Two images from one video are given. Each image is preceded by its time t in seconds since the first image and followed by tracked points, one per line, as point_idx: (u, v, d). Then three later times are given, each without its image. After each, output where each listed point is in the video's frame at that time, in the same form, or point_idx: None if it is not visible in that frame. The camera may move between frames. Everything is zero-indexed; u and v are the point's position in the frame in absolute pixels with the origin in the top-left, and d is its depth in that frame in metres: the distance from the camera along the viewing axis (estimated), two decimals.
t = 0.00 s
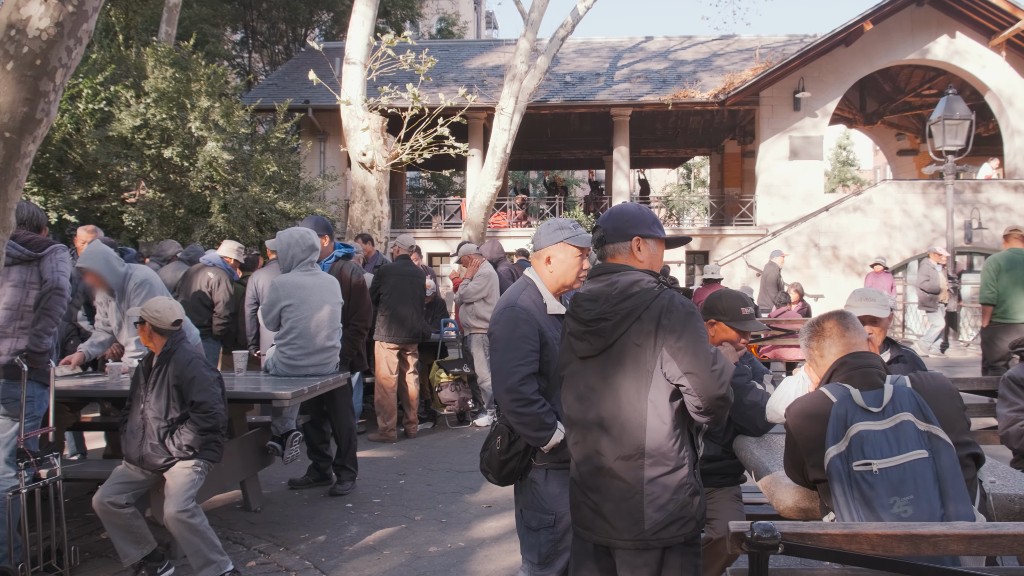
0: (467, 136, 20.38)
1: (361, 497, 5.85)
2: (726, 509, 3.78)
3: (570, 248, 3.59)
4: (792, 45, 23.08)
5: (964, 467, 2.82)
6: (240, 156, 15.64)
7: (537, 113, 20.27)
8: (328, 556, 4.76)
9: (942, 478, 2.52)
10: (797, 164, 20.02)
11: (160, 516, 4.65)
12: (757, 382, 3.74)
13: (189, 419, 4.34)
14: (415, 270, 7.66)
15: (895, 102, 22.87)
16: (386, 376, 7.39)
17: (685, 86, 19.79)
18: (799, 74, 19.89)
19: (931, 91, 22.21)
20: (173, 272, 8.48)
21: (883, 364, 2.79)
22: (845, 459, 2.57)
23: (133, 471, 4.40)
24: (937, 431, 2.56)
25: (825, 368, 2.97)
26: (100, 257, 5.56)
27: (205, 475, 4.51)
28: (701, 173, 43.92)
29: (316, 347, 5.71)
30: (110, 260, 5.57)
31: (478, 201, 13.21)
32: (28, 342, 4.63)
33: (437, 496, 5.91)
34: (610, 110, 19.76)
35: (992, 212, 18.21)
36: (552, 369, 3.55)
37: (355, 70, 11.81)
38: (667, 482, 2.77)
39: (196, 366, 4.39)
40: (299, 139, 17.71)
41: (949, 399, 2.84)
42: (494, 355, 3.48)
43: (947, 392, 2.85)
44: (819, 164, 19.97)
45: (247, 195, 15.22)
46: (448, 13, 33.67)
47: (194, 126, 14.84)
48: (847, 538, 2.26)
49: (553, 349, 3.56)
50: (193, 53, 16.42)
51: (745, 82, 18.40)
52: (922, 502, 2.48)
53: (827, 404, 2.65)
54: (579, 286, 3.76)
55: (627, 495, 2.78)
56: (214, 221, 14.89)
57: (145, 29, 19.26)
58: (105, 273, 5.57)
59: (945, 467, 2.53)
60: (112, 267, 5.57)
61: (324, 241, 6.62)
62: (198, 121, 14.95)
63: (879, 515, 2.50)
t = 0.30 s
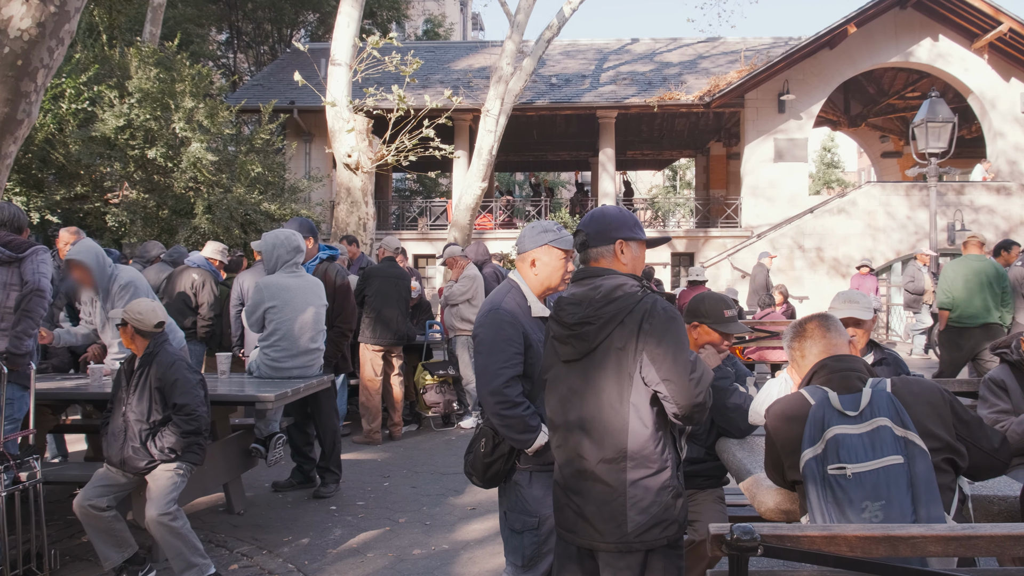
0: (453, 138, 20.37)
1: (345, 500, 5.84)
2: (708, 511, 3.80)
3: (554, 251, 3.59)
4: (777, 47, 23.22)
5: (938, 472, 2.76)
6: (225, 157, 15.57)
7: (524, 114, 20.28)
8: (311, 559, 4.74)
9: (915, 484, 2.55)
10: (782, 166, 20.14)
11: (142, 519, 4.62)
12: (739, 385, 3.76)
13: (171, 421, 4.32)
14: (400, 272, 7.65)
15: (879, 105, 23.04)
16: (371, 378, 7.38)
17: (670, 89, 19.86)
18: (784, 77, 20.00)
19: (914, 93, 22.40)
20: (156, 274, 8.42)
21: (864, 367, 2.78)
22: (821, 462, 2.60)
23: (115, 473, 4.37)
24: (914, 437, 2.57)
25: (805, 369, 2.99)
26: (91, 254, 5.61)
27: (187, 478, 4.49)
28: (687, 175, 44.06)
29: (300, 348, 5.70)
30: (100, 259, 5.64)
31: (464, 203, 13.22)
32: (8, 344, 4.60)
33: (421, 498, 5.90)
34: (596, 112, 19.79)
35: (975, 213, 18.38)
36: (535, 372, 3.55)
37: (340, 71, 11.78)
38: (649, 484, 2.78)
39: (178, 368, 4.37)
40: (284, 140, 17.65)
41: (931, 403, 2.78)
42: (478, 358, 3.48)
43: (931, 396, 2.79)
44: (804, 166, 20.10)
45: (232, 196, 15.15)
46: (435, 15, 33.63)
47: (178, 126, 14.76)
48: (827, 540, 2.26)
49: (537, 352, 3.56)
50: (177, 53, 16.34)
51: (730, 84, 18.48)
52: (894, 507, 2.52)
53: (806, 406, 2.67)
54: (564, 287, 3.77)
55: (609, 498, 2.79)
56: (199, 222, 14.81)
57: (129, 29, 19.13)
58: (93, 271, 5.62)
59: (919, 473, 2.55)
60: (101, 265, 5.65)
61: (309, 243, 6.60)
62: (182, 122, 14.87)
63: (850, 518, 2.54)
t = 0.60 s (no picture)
0: (439, 140, 20.36)
1: (330, 502, 5.82)
2: (692, 511, 3.83)
3: (538, 252, 3.60)
4: (763, 50, 23.35)
5: (922, 479, 2.69)
6: (210, 158, 15.49)
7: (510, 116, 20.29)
8: (296, 561, 4.72)
9: (897, 490, 2.56)
10: (768, 168, 20.26)
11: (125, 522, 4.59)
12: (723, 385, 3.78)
13: (155, 424, 4.29)
14: (386, 274, 7.64)
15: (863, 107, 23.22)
16: (356, 381, 7.38)
17: (656, 91, 19.94)
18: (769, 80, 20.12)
19: (898, 97, 22.59)
20: (141, 276, 8.37)
21: (861, 372, 2.77)
22: (805, 462, 2.62)
23: (98, 476, 4.34)
24: (902, 445, 2.57)
25: (804, 369, 3.01)
26: (78, 255, 5.56)
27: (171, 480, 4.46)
28: (673, 177, 44.21)
29: (285, 351, 5.69)
30: (87, 260, 5.58)
31: (451, 205, 13.22)
32: None
33: (406, 500, 5.90)
34: (582, 115, 19.84)
35: (959, 216, 18.55)
36: (520, 374, 3.56)
37: (326, 73, 11.76)
38: (632, 485, 2.79)
39: (162, 371, 4.34)
40: (269, 142, 17.59)
41: (930, 414, 2.71)
42: (464, 359, 3.48)
43: (934, 409, 2.71)
44: (789, 169, 20.23)
45: (217, 198, 15.08)
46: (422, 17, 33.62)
47: (163, 128, 14.69)
48: (806, 540, 2.27)
49: (522, 354, 3.56)
50: (161, 54, 16.26)
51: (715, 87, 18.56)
52: (873, 510, 2.55)
53: (798, 406, 2.68)
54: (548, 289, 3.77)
55: (593, 500, 2.80)
56: (184, 224, 14.72)
57: (112, 29, 19.01)
58: (79, 271, 5.57)
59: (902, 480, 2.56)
60: (87, 265, 5.60)
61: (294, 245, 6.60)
62: (167, 123, 14.80)
63: (829, 518, 2.58)
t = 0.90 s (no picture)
0: (426, 142, 20.35)
1: (316, 505, 5.81)
2: (676, 512, 3.85)
3: (522, 254, 3.61)
4: (749, 53, 23.47)
5: (914, 481, 2.68)
6: (195, 160, 15.42)
7: (497, 118, 20.29)
8: (281, 564, 4.71)
9: (889, 492, 2.57)
10: (754, 170, 20.37)
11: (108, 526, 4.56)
12: (709, 386, 3.80)
13: (139, 428, 4.26)
14: (372, 276, 7.62)
15: (849, 110, 23.40)
16: (342, 383, 7.33)
17: (643, 93, 20.01)
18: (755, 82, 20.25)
19: (883, 99, 22.78)
20: (125, 279, 8.33)
21: (855, 376, 2.78)
22: (797, 463, 2.62)
23: (81, 480, 4.31)
24: (895, 448, 2.58)
25: (796, 372, 3.02)
26: (61, 257, 5.57)
27: (155, 484, 4.43)
28: (660, 179, 44.37)
29: (270, 353, 5.68)
30: (70, 262, 5.59)
31: (437, 207, 13.22)
32: None
33: (393, 503, 5.89)
34: (569, 117, 19.87)
35: (942, 218, 18.72)
36: (506, 375, 3.56)
37: (312, 74, 11.74)
38: (615, 486, 2.80)
39: (145, 374, 4.31)
40: (255, 144, 17.54)
41: (923, 418, 2.72)
42: (448, 360, 3.48)
43: (927, 414, 2.73)
44: (775, 171, 20.34)
45: (202, 200, 15.02)
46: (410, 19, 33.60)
47: (148, 130, 14.61)
48: (785, 539, 2.28)
49: (507, 354, 3.57)
50: (147, 55, 16.18)
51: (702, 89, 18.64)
52: (863, 511, 2.55)
53: (792, 408, 2.68)
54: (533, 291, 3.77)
55: (576, 500, 2.81)
56: (168, 226, 14.65)
57: (97, 31, 18.90)
58: (62, 274, 5.57)
59: (894, 483, 2.57)
60: (70, 268, 5.60)
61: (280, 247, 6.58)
62: (151, 124, 14.73)
63: (819, 519, 2.57)
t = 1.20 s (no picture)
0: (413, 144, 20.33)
1: (302, 508, 5.79)
2: (661, 511, 3.87)
3: (505, 255, 3.61)
4: (735, 55, 23.58)
5: (886, 477, 2.71)
6: (180, 162, 15.33)
7: (484, 120, 20.29)
8: (267, 568, 4.69)
9: (862, 490, 2.59)
10: (740, 171, 20.46)
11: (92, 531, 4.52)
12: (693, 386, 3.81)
13: (122, 432, 4.24)
14: (358, 278, 7.60)
15: (834, 112, 23.56)
16: (328, 386, 7.34)
17: (629, 95, 20.07)
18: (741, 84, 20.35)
19: (868, 101, 22.95)
20: (109, 281, 8.27)
21: (823, 376, 2.82)
22: (772, 464, 2.64)
23: (64, 485, 4.28)
24: (865, 445, 2.60)
25: (768, 370, 3.04)
26: (50, 258, 5.52)
27: (139, 488, 4.40)
28: (647, 180, 44.51)
29: (256, 356, 5.66)
30: (58, 263, 5.54)
31: (424, 209, 13.21)
32: None
33: (379, 505, 5.88)
34: (556, 118, 19.90)
35: (926, 219, 18.89)
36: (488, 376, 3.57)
37: (298, 76, 11.71)
38: (597, 485, 2.81)
39: (128, 378, 4.28)
40: (240, 146, 17.48)
41: (890, 414, 2.74)
42: (431, 362, 3.47)
43: (893, 410, 2.75)
44: (761, 172, 20.44)
45: (187, 203, 14.95)
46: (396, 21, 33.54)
47: (132, 132, 14.53)
48: (765, 537, 2.30)
49: (490, 355, 3.58)
50: (130, 57, 16.07)
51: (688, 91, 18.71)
52: (839, 510, 2.57)
53: (762, 410, 2.70)
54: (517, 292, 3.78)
55: (559, 500, 2.81)
56: (153, 229, 14.55)
57: (80, 32, 18.76)
58: (49, 275, 5.52)
59: (867, 480, 2.59)
60: (57, 269, 5.55)
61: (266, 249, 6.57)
62: (136, 127, 14.64)
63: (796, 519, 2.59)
